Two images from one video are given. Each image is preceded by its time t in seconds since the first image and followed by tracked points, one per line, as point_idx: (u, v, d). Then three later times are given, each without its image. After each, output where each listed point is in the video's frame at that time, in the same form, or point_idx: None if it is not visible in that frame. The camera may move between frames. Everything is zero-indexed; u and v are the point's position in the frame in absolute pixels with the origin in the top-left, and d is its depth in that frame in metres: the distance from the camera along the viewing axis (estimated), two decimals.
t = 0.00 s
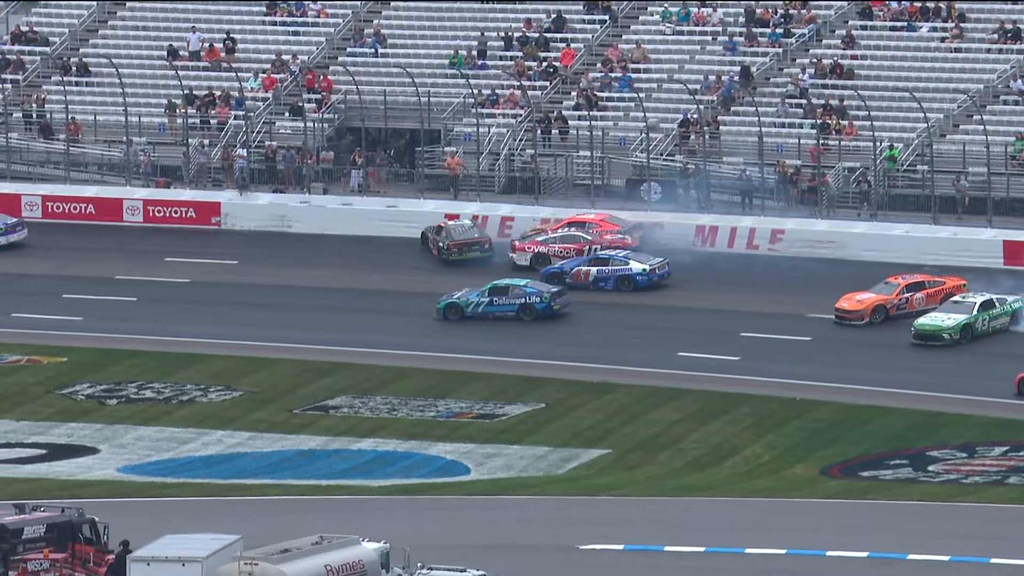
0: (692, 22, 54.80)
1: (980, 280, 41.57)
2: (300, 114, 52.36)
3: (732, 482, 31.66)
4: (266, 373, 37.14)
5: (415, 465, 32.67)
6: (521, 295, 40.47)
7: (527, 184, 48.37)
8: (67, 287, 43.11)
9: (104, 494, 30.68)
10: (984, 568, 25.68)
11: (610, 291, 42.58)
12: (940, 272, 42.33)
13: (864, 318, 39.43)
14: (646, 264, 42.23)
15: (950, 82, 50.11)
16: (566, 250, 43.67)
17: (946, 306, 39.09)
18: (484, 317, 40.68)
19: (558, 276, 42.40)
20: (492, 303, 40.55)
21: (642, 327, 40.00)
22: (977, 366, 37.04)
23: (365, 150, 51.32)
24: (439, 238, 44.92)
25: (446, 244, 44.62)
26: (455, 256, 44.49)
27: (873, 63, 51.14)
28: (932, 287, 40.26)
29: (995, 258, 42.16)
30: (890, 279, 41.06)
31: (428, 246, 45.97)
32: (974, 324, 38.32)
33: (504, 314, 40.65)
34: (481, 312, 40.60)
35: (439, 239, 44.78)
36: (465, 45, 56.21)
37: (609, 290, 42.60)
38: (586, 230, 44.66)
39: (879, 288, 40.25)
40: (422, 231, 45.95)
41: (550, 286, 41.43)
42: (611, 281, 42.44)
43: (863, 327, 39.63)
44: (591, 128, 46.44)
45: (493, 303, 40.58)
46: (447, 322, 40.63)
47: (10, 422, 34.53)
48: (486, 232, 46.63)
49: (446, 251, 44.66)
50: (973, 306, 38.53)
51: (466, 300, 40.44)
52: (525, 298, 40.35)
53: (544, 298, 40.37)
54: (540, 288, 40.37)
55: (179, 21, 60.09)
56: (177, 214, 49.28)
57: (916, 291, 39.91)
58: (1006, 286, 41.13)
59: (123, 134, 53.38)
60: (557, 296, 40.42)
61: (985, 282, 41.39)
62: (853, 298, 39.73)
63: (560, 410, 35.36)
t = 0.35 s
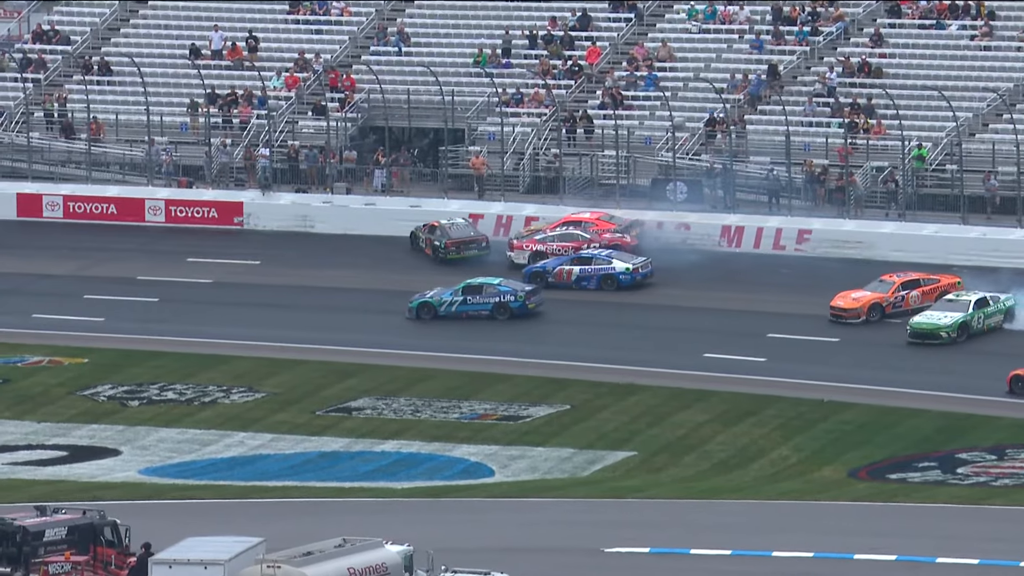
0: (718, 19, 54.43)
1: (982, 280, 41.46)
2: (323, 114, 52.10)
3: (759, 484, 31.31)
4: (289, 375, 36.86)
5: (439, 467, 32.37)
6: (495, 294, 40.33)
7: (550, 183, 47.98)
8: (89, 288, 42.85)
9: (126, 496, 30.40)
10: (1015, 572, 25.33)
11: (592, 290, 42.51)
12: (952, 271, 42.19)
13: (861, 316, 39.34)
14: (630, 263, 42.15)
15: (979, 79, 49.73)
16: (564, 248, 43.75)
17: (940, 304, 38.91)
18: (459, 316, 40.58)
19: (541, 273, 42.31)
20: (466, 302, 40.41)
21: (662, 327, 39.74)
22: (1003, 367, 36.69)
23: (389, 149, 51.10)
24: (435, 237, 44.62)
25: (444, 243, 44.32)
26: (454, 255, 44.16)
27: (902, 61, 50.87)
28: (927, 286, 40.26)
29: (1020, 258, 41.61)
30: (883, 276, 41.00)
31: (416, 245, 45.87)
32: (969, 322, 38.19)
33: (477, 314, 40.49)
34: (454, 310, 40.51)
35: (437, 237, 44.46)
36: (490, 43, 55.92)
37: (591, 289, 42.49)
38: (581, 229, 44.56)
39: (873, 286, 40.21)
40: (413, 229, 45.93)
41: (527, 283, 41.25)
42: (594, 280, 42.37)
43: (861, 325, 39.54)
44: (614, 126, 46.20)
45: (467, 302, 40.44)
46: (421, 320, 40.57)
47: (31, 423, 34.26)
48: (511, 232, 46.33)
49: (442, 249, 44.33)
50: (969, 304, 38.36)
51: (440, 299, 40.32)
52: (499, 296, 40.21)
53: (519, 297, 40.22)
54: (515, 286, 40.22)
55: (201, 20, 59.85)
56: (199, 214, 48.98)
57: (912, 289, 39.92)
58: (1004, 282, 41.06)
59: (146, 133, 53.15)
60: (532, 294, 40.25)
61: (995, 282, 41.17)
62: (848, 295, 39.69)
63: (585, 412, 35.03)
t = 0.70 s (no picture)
0: (743, 18, 54.23)
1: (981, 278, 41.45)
2: (346, 113, 51.90)
3: (785, 486, 31.01)
4: (311, 376, 36.62)
5: (462, 469, 32.10)
6: (467, 293, 40.34)
7: (574, 183, 47.74)
8: (110, 289, 42.63)
9: (147, 498, 30.16)
10: None
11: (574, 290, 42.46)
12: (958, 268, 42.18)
13: (856, 314, 39.31)
14: (610, 262, 42.12)
15: (1008, 78, 49.43)
16: (560, 246, 43.65)
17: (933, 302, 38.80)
18: (430, 315, 40.56)
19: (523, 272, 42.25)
20: (437, 301, 40.41)
21: (682, 328, 39.50)
22: None
23: (412, 149, 50.88)
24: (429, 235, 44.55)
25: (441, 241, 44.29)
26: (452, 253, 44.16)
27: (931, 60, 50.62)
28: (921, 283, 40.53)
29: None
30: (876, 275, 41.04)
31: (405, 246, 45.79)
32: (965, 320, 38.09)
33: (448, 313, 40.50)
34: (426, 310, 40.48)
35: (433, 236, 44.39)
36: (514, 42, 55.71)
37: (571, 289, 42.46)
38: (578, 229, 44.36)
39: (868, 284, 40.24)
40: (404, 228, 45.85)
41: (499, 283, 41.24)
42: (575, 279, 42.32)
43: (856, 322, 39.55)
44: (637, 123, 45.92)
45: (439, 301, 40.44)
46: (393, 320, 40.52)
47: (52, 424, 34.02)
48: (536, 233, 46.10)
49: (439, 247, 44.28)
50: (963, 302, 38.26)
51: (411, 298, 40.30)
52: (472, 295, 40.22)
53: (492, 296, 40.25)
54: (487, 285, 40.24)
55: (223, 19, 59.67)
56: (221, 214, 48.76)
57: (906, 286, 40.10)
58: (999, 280, 41.12)
59: (167, 133, 52.95)
60: (504, 293, 40.29)
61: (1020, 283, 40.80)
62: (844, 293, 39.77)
63: (609, 413, 34.75)
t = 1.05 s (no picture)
0: (769, 17, 54.05)
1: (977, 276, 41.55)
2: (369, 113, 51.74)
3: (811, 488, 30.78)
4: (334, 377, 36.46)
5: (486, 470, 31.93)
6: (440, 292, 40.34)
7: (600, 183, 47.46)
8: (134, 290, 42.51)
9: (171, 500, 30.01)
10: None
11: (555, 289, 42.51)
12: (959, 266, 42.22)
13: (853, 311, 39.33)
14: (591, 262, 42.13)
15: None
16: (557, 246, 43.63)
17: (925, 301, 38.86)
18: (402, 314, 40.57)
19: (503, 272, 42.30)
20: (410, 300, 40.42)
21: (702, 329, 39.34)
22: None
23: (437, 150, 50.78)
24: (426, 234, 44.65)
25: (440, 240, 44.44)
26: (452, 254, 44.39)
27: (959, 59, 50.37)
28: (915, 282, 40.61)
29: None
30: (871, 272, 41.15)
31: (397, 244, 45.80)
32: (959, 319, 38.17)
33: (420, 312, 40.52)
34: (398, 309, 40.49)
35: (430, 235, 44.49)
36: (538, 42, 55.56)
37: (552, 289, 42.49)
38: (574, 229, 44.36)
39: (862, 284, 40.32)
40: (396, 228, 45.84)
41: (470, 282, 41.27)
42: (555, 279, 42.37)
43: (852, 321, 39.56)
44: (662, 123, 45.75)
45: (411, 301, 40.45)
46: (364, 319, 40.46)
47: (76, 425, 33.88)
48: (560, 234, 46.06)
49: (438, 247, 44.44)
50: (957, 301, 38.32)
51: (384, 297, 40.28)
52: (444, 294, 40.22)
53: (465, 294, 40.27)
54: (459, 284, 40.25)
55: (247, 19, 59.54)
56: (244, 214, 48.61)
57: (902, 285, 40.09)
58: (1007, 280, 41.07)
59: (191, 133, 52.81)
60: (476, 291, 40.31)
61: None
62: (838, 292, 39.82)
63: (634, 415, 34.55)
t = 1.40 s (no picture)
0: (794, 18, 53.98)
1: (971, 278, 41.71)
2: (393, 114, 51.71)
3: (836, 491, 30.65)
4: (358, 378, 36.39)
5: (511, 472, 31.83)
6: (411, 292, 40.42)
7: (626, 185, 47.19)
8: (157, 291, 42.47)
9: (195, 502, 29.95)
10: None
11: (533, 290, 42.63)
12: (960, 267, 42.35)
13: (848, 311, 39.56)
14: (569, 262, 42.26)
15: None
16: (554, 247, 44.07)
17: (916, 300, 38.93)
18: (373, 314, 40.65)
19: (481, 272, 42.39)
20: (381, 300, 40.52)
21: (722, 330, 39.26)
22: None
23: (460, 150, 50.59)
24: (424, 234, 44.87)
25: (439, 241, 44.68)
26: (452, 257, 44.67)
27: (985, 60, 50.22)
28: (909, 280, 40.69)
29: None
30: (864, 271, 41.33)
31: (389, 246, 46.09)
32: (952, 318, 38.28)
33: (391, 312, 40.62)
34: (369, 308, 40.57)
35: (429, 236, 44.72)
36: (562, 43, 55.50)
37: (530, 289, 42.63)
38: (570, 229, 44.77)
39: (856, 282, 40.42)
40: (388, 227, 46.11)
41: (440, 282, 41.35)
42: (534, 279, 42.50)
43: (847, 320, 39.65)
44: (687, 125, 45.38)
45: (382, 301, 40.54)
46: (335, 319, 40.54)
47: (99, 427, 33.82)
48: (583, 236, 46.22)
49: (437, 247, 44.69)
50: (950, 301, 38.41)
51: (355, 297, 40.37)
52: (415, 294, 40.31)
53: (435, 294, 40.37)
54: (430, 284, 40.34)
55: (270, 19, 59.51)
56: (268, 215, 48.61)
57: (895, 284, 40.33)
58: None
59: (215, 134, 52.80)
60: (447, 291, 40.40)
61: None
62: (832, 292, 39.97)
63: (658, 417, 34.45)
